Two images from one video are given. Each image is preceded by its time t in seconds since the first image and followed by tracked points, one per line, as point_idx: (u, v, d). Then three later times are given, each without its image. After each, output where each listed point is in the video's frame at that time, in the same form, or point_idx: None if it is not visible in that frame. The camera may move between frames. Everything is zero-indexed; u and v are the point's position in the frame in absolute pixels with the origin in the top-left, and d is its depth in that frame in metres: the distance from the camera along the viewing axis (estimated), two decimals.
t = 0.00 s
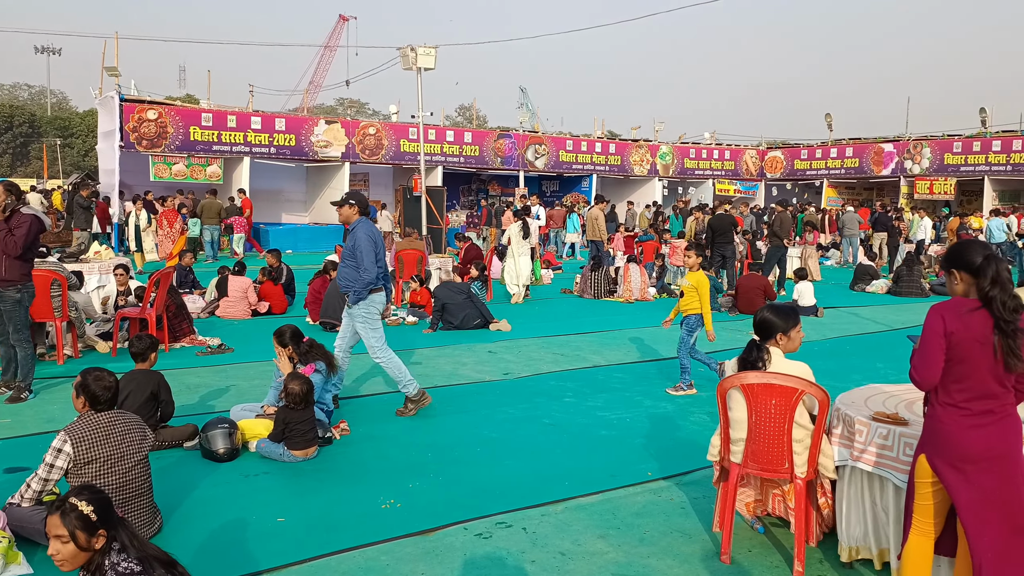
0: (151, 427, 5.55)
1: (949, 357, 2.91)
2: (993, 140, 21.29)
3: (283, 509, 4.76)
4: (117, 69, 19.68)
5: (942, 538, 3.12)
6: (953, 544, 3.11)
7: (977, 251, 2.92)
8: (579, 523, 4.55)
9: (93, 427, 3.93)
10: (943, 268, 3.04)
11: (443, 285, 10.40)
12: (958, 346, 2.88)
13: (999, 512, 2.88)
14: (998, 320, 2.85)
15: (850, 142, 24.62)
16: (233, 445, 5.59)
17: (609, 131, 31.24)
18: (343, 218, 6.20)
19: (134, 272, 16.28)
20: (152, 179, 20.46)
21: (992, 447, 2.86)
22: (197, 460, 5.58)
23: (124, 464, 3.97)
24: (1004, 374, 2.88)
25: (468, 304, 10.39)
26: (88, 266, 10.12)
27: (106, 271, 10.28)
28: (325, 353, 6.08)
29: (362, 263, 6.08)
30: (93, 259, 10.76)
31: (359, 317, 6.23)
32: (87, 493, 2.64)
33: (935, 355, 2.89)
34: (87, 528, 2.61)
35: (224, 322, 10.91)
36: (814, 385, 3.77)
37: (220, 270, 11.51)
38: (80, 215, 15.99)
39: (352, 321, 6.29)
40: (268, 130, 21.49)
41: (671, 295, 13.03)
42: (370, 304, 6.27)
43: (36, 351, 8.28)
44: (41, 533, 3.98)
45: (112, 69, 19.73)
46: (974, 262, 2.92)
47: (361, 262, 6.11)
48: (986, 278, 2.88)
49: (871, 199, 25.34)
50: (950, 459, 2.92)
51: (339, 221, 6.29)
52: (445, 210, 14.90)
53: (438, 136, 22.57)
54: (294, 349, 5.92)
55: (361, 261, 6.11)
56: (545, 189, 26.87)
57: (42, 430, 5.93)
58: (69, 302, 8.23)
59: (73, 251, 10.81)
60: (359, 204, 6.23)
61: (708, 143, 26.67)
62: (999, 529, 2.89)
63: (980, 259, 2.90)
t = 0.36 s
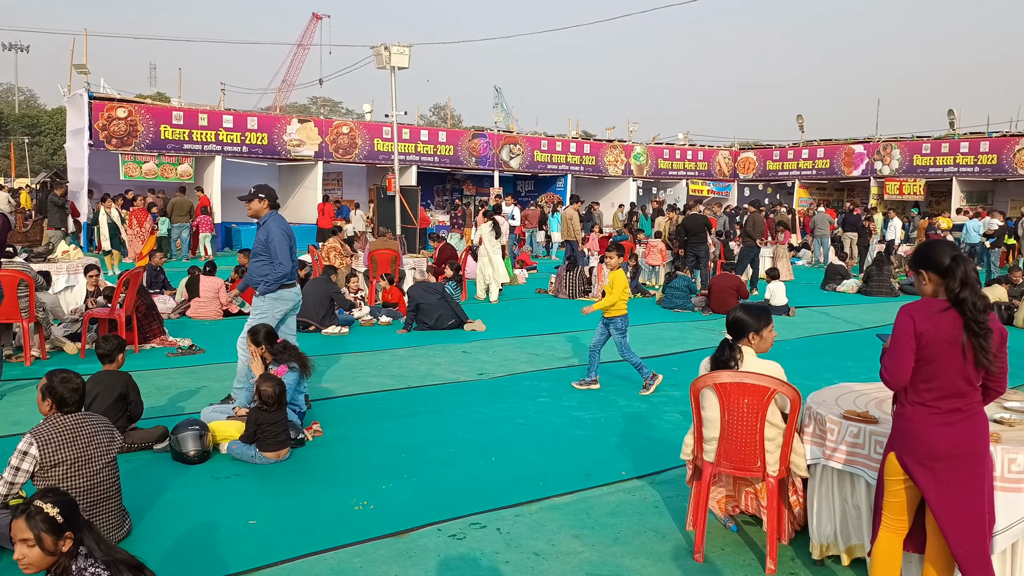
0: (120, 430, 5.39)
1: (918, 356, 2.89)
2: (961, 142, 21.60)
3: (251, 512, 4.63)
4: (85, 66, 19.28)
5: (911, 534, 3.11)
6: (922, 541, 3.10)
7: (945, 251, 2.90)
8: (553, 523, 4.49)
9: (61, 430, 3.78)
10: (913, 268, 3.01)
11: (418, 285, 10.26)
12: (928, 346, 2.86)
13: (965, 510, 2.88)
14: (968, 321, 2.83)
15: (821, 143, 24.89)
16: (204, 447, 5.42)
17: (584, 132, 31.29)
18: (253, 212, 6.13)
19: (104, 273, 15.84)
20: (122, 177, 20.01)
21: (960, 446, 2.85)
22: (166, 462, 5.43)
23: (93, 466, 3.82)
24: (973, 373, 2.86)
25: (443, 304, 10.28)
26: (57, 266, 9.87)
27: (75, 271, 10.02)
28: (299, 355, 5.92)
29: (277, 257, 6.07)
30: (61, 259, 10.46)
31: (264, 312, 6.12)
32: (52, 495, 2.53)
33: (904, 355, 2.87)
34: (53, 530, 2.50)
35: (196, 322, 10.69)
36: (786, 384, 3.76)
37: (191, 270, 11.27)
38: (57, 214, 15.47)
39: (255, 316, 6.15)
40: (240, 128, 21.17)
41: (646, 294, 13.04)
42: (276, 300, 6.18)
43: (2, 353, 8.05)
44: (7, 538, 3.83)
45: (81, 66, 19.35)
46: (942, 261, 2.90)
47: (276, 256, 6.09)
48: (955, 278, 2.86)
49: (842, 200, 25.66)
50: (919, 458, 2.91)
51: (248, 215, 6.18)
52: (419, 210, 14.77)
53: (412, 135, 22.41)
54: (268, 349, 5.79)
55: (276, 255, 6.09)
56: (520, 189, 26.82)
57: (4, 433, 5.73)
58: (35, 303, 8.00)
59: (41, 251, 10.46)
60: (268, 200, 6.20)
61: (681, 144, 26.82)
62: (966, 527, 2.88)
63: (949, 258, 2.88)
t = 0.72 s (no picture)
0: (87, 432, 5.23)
1: (889, 355, 2.88)
2: (929, 143, 21.89)
3: (222, 514, 4.51)
4: (53, 63, 18.85)
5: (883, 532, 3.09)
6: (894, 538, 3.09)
7: (914, 250, 2.90)
8: (528, 523, 4.43)
9: (26, 432, 3.62)
10: (884, 268, 3.01)
11: (392, 285, 10.17)
12: (899, 346, 2.85)
13: (934, 507, 2.87)
14: (938, 320, 2.83)
15: (793, 144, 25.14)
16: (175, 449, 5.27)
17: (558, 132, 31.30)
18: (149, 209, 5.84)
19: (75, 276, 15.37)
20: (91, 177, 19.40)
21: (929, 444, 2.84)
22: (135, 465, 5.27)
23: (59, 469, 3.68)
24: (943, 372, 2.86)
25: (417, 304, 10.17)
26: (24, 266, 9.60)
27: (42, 271, 9.76)
28: (273, 357, 5.79)
29: (174, 257, 5.84)
30: (28, 259, 10.19)
31: (162, 313, 5.95)
32: (15, 500, 2.41)
33: (875, 354, 2.86)
34: (17, 535, 2.36)
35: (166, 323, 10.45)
36: (759, 382, 3.75)
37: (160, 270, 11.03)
38: (31, 214, 14.96)
39: (154, 316, 5.98)
40: (212, 127, 20.84)
41: (620, 294, 13.05)
42: (175, 300, 6.00)
43: None
44: None
45: (49, 64, 18.89)
46: (911, 260, 2.89)
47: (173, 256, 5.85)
48: (924, 277, 2.85)
49: (813, 200, 25.96)
50: (889, 455, 2.89)
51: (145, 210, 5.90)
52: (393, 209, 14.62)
53: (385, 135, 22.23)
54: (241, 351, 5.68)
55: (172, 255, 5.87)
56: (494, 189, 26.75)
57: None
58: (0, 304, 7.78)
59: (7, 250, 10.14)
60: (165, 196, 5.93)
61: (655, 145, 26.95)
62: (934, 523, 2.88)
63: (918, 258, 2.88)
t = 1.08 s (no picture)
0: (53, 435, 5.08)
1: (859, 354, 2.89)
2: (897, 144, 22.23)
3: (193, 517, 4.41)
4: (18, 60, 18.40)
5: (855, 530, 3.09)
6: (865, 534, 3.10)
7: (884, 250, 2.91)
8: (501, 523, 4.39)
9: None
10: (855, 267, 3.01)
11: (364, 285, 10.07)
12: (869, 345, 2.86)
13: (905, 504, 2.87)
14: (907, 319, 2.84)
15: (763, 145, 25.41)
16: (144, 452, 5.15)
17: (531, 133, 31.30)
18: (38, 208, 5.59)
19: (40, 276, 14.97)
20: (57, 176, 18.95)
21: (900, 442, 2.85)
22: (102, 468, 5.13)
23: (26, 472, 3.56)
24: (912, 370, 2.87)
25: (389, 304, 10.07)
26: None
27: (7, 271, 9.49)
28: (243, 358, 5.69)
29: (65, 257, 5.63)
30: None
31: (60, 317, 5.73)
32: None
33: (845, 354, 2.86)
34: None
35: (134, 325, 10.24)
36: (731, 381, 3.75)
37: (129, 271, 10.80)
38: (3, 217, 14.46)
39: (51, 321, 5.76)
40: (181, 126, 20.49)
41: (593, 295, 13.06)
42: (72, 303, 5.78)
43: None
44: None
45: (13, 60, 18.43)
46: (881, 260, 2.90)
47: (63, 256, 5.63)
48: (895, 277, 2.86)
49: (783, 201, 26.26)
50: (859, 453, 2.90)
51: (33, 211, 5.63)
52: (365, 209, 14.47)
53: (358, 134, 22.04)
54: (211, 352, 5.55)
55: (64, 254, 5.65)
56: (467, 189, 26.67)
57: None
58: None
59: None
60: (56, 194, 5.69)
61: (628, 146, 27.08)
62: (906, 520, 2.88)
63: (888, 257, 2.88)
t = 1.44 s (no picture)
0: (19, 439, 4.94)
1: (830, 353, 2.90)
2: (864, 145, 22.58)
3: (164, 520, 4.30)
4: None
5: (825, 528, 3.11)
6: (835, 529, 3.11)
7: (853, 250, 2.92)
8: (475, 524, 4.35)
9: None
10: (825, 267, 3.02)
11: (335, 285, 9.97)
12: (839, 343, 2.88)
13: (875, 501, 2.89)
14: (877, 317, 2.86)
15: (734, 146, 25.66)
16: (112, 455, 5.02)
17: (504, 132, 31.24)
18: None
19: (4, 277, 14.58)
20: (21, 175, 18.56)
21: (869, 439, 2.86)
22: (70, 471, 5.00)
23: None
24: (882, 368, 2.88)
25: (361, 304, 9.98)
26: None
27: None
28: (213, 360, 5.59)
29: None
30: None
31: None
32: None
33: (815, 352, 2.88)
34: None
35: (102, 326, 10.01)
36: (703, 380, 3.76)
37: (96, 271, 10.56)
38: None
39: None
40: (149, 124, 20.12)
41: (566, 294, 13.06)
42: None
43: None
44: None
45: None
46: (851, 260, 2.91)
47: None
48: (864, 276, 2.88)
49: (753, 201, 26.55)
50: (830, 450, 2.91)
51: None
52: (337, 209, 14.32)
53: (329, 133, 21.84)
54: (181, 354, 5.44)
55: None
56: (440, 189, 26.57)
57: None
58: None
59: None
60: None
61: (600, 146, 27.19)
62: (875, 516, 2.90)
63: (858, 256, 2.90)
